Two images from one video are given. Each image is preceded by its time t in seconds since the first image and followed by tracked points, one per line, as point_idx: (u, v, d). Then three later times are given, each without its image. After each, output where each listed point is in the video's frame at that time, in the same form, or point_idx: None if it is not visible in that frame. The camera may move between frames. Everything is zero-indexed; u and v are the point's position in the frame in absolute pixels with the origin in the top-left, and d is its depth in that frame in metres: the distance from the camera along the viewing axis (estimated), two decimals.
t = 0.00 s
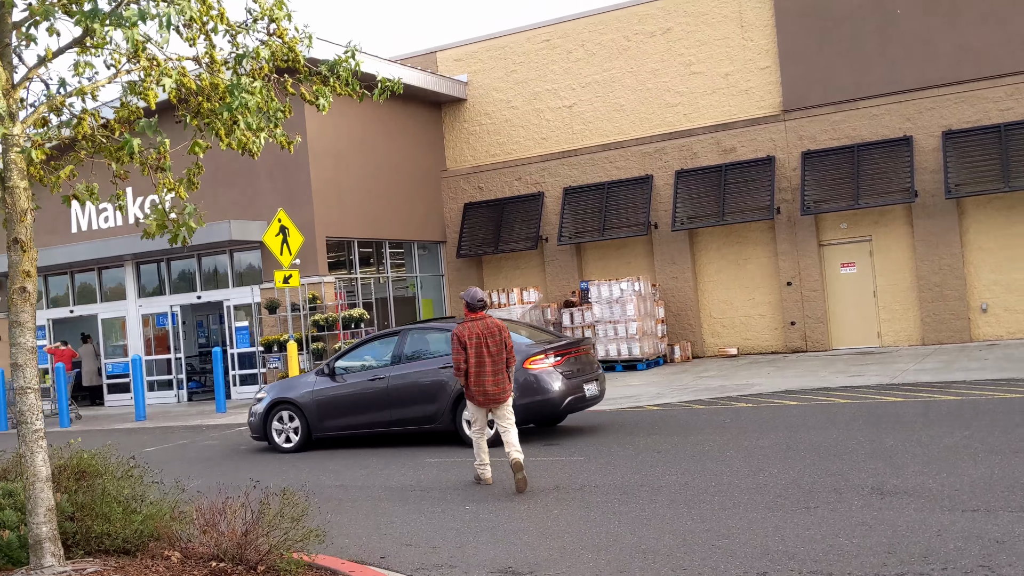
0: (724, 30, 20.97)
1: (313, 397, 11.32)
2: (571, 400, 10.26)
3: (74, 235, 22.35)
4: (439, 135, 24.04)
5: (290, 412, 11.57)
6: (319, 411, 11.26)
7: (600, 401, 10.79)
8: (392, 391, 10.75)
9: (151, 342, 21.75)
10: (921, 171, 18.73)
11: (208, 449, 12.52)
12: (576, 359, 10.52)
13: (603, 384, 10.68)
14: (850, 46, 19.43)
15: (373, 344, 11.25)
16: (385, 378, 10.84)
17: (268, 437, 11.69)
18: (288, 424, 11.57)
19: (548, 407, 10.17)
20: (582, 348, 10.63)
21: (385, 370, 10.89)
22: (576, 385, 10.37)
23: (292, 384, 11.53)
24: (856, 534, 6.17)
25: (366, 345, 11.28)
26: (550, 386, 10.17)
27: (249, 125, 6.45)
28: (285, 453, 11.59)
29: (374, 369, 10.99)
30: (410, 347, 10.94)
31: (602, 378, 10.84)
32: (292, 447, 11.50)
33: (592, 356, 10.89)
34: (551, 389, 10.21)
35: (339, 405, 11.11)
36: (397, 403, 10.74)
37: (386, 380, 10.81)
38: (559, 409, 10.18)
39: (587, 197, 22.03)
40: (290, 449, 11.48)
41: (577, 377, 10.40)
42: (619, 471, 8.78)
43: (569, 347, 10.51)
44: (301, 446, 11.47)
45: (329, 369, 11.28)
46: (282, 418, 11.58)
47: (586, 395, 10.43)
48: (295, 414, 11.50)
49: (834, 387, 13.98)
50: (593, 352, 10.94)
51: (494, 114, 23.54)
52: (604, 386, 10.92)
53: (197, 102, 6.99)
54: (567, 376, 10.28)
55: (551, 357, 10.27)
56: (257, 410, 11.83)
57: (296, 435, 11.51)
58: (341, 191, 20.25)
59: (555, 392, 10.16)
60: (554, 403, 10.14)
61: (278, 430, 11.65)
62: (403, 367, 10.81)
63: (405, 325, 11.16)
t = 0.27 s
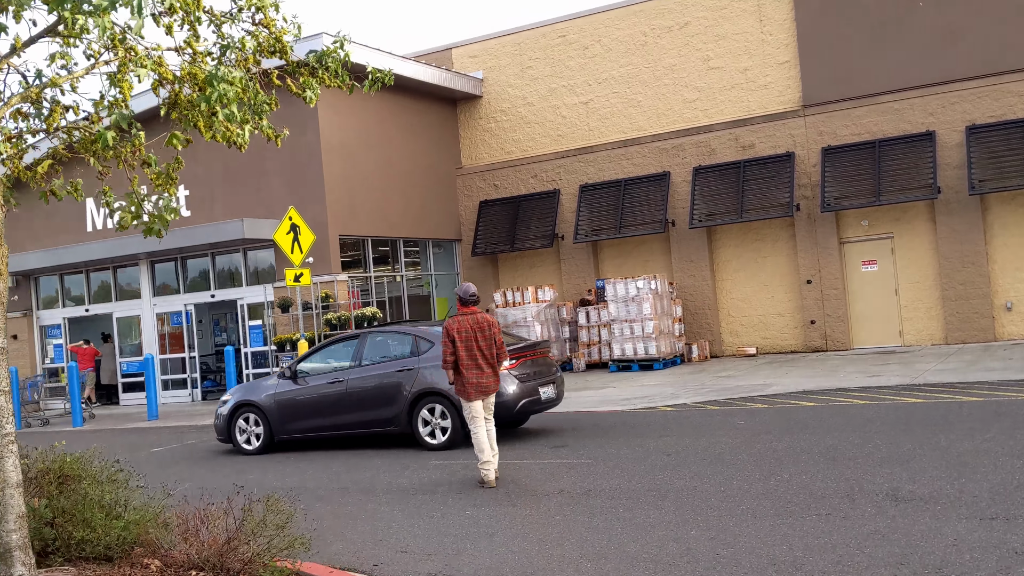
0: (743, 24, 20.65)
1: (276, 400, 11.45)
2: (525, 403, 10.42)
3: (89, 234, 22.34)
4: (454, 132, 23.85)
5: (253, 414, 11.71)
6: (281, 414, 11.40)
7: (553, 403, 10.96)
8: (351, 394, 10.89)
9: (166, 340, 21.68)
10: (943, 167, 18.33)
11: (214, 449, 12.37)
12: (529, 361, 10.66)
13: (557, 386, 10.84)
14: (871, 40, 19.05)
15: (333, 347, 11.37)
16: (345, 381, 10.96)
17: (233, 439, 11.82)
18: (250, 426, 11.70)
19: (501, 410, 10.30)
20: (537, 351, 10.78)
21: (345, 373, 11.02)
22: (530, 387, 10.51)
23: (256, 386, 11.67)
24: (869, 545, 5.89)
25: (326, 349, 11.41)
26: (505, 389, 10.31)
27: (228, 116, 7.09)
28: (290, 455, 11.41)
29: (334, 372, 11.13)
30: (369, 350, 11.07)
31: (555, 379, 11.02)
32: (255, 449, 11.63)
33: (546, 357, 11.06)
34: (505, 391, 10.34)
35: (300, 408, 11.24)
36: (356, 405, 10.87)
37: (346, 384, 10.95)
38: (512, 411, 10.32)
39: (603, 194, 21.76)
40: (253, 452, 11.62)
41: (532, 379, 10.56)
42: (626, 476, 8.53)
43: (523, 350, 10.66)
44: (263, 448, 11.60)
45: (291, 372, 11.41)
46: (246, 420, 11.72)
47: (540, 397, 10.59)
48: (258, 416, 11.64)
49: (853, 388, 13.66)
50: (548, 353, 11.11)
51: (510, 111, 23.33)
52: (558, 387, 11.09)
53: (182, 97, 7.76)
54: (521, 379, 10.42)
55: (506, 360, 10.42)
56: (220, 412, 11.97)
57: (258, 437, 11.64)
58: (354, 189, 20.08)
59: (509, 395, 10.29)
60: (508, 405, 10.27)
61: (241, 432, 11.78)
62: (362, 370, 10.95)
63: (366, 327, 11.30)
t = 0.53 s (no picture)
0: (759, 19, 20.32)
1: (241, 404, 11.52)
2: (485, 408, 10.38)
3: (100, 232, 22.25)
4: (467, 129, 23.63)
5: (220, 417, 11.78)
6: (247, 418, 11.47)
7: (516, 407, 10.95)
8: (313, 399, 10.94)
9: (176, 339, 21.56)
10: (964, 164, 17.93)
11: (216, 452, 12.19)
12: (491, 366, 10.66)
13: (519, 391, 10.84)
14: (889, 34, 18.67)
15: (299, 352, 11.43)
16: (308, 386, 11.02)
17: (201, 442, 11.90)
18: (218, 430, 11.78)
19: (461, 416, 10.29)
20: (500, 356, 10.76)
21: (308, 378, 11.08)
22: (491, 393, 10.48)
23: (223, 391, 11.75)
24: (879, 562, 5.61)
25: (292, 353, 11.47)
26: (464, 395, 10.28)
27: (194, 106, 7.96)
28: (291, 459, 11.21)
29: (297, 377, 11.19)
30: (332, 355, 11.13)
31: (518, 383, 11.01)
32: (222, 452, 11.74)
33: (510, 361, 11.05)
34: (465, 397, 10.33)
35: (265, 412, 11.31)
36: (319, 410, 10.91)
37: (308, 389, 11.00)
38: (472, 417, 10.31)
39: (617, 191, 21.48)
40: (220, 455, 11.70)
41: (493, 385, 10.53)
42: (630, 484, 8.27)
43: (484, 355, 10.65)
44: (230, 451, 11.68)
45: (257, 377, 11.48)
46: (214, 423, 11.80)
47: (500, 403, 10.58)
48: (225, 419, 11.71)
49: (868, 390, 13.35)
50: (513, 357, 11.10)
51: (523, 108, 23.09)
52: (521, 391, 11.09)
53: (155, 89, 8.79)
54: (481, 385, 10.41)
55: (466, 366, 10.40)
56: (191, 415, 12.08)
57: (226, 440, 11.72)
58: (364, 187, 19.88)
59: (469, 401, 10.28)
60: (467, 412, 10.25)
61: (209, 436, 11.87)
62: (324, 375, 10.99)
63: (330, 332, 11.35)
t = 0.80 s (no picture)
0: (778, 12, 19.99)
1: (216, 404, 11.54)
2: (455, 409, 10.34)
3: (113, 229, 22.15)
4: (481, 124, 23.40)
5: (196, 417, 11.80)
6: (222, 417, 11.48)
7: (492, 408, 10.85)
8: (285, 398, 10.94)
9: (188, 337, 21.42)
10: (986, 159, 17.54)
11: (220, 451, 12.01)
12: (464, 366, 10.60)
13: (495, 391, 10.74)
14: (910, 26, 18.29)
15: (273, 352, 11.45)
16: (281, 386, 11.03)
17: (177, 442, 11.92)
18: (194, 429, 11.79)
19: (431, 416, 10.24)
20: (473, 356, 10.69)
21: (281, 378, 11.09)
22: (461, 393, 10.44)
23: (198, 390, 11.76)
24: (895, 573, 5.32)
25: (267, 353, 11.49)
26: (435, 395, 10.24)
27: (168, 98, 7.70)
28: (296, 459, 11.01)
29: (271, 377, 11.20)
30: (305, 355, 11.14)
31: (494, 384, 10.91)
32: (198, 452, 11.76)
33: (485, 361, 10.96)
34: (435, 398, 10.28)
35: (239, 412, 11.32)
36: (291, 410, 10.92)
37: (281, 388, 11.01)
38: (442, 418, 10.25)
39: (633, 187, 21.18)
40: (196, 454, 11.71)
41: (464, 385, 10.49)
42: (638, 487, 8.01)
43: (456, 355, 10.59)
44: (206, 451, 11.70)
45: (232, 376, 11.49)
46: (189, 423, 11.82)
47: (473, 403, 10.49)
48: (200, 419, 11.73)
49: (887, 390, 13.02)
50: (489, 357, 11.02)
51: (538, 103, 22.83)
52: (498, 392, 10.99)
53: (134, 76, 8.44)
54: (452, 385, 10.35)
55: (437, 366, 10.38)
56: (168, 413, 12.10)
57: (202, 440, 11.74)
58: (376, 183, 19.70)
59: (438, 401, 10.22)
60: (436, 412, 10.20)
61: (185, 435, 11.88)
62: (297, 375, 11.00)
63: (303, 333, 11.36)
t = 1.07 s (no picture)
0: (795, 5, 19.64)
1: (193, 404, 11.53)
2: (426, 411, 10.31)
3: (123, 226, 22.02)
4: (493, 120, 23.15)
5: (173, 418, 11.78)
6: (198, 418, 11.48)
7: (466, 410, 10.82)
8: (260, 400, 10.95)
9: (198, 334, 21.28)
10: (1008, 155, 17.14)
11: (223, 452, 11.82)
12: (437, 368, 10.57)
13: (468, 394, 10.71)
14: (930, 19, 17.90)
15: (249, 353, 11.45)
16: (255, 387, 11.03)
17: (154, 443, 11.89)
18: (171, 430, 11.78)
19: (401, 419, 10.21)
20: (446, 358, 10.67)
21: (256, 380, 11.09)
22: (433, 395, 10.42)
23: (175, 391, 11.75)
24: None
25: (242, 355, 11.48)
26: (405, 397, 10.21)
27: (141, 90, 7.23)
28: (298, 461, 10.80)
29: (246, 378, 11.20)
30: (279, 357, 11.13)
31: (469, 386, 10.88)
32: (174, 453, 11.74)
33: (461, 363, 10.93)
34: (406, 400, 10.25)
35: (215, 413, 11.32)
36: (266, 411, 10.92)
37: (256, 390, 11.02)
38: (413, 420, 10.23)
39: (647, 184, 20.87)
40: (173, 455, 11.70)
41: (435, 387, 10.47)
42: (645, 494, 7.73)
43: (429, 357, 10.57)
44: (183, 452, 11.68)
45: (208, 378, 11.47)
46: (166, 424, 11.81)
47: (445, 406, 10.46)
48: (177, 420, 11.71)
49: (905, 392, 12.69)
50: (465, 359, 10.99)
51: (551, 98, 22.56)
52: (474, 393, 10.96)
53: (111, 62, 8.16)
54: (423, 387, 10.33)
55: (408, 368, 10.36)
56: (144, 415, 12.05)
57: (179, 441, 11.73)
58: (388, 179, 19.46)
59: (409, 404, 10.19)
60: (407, 414, 10.17)
61: (161, 436, 11.86)
62: (271, 376, 11.01)
63: (278, 334, 11.37)
